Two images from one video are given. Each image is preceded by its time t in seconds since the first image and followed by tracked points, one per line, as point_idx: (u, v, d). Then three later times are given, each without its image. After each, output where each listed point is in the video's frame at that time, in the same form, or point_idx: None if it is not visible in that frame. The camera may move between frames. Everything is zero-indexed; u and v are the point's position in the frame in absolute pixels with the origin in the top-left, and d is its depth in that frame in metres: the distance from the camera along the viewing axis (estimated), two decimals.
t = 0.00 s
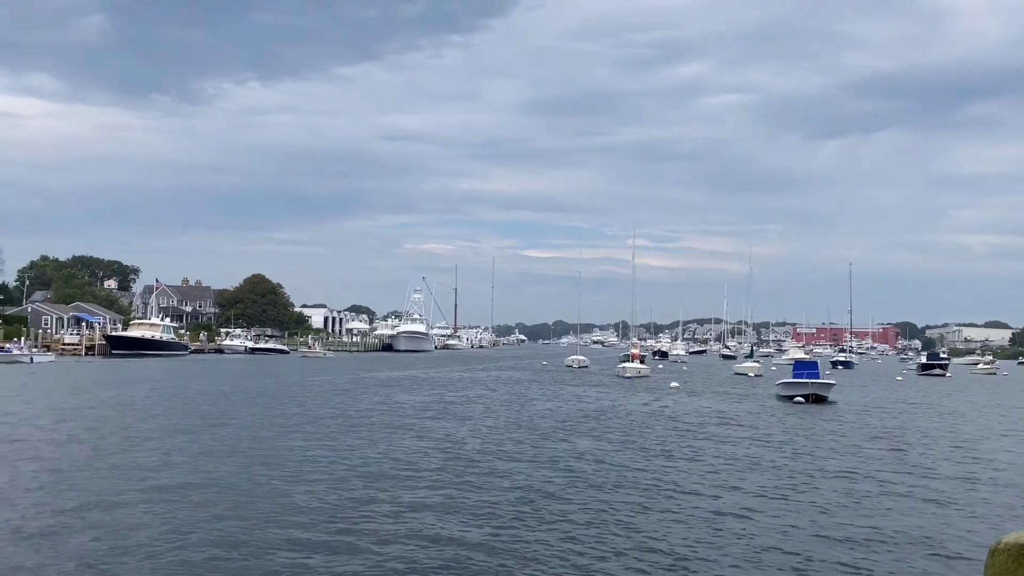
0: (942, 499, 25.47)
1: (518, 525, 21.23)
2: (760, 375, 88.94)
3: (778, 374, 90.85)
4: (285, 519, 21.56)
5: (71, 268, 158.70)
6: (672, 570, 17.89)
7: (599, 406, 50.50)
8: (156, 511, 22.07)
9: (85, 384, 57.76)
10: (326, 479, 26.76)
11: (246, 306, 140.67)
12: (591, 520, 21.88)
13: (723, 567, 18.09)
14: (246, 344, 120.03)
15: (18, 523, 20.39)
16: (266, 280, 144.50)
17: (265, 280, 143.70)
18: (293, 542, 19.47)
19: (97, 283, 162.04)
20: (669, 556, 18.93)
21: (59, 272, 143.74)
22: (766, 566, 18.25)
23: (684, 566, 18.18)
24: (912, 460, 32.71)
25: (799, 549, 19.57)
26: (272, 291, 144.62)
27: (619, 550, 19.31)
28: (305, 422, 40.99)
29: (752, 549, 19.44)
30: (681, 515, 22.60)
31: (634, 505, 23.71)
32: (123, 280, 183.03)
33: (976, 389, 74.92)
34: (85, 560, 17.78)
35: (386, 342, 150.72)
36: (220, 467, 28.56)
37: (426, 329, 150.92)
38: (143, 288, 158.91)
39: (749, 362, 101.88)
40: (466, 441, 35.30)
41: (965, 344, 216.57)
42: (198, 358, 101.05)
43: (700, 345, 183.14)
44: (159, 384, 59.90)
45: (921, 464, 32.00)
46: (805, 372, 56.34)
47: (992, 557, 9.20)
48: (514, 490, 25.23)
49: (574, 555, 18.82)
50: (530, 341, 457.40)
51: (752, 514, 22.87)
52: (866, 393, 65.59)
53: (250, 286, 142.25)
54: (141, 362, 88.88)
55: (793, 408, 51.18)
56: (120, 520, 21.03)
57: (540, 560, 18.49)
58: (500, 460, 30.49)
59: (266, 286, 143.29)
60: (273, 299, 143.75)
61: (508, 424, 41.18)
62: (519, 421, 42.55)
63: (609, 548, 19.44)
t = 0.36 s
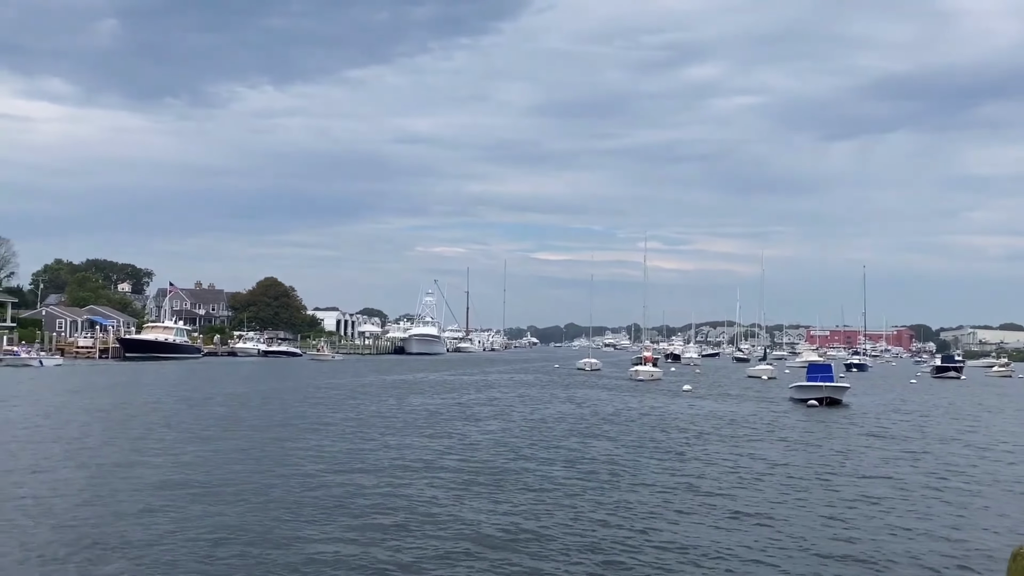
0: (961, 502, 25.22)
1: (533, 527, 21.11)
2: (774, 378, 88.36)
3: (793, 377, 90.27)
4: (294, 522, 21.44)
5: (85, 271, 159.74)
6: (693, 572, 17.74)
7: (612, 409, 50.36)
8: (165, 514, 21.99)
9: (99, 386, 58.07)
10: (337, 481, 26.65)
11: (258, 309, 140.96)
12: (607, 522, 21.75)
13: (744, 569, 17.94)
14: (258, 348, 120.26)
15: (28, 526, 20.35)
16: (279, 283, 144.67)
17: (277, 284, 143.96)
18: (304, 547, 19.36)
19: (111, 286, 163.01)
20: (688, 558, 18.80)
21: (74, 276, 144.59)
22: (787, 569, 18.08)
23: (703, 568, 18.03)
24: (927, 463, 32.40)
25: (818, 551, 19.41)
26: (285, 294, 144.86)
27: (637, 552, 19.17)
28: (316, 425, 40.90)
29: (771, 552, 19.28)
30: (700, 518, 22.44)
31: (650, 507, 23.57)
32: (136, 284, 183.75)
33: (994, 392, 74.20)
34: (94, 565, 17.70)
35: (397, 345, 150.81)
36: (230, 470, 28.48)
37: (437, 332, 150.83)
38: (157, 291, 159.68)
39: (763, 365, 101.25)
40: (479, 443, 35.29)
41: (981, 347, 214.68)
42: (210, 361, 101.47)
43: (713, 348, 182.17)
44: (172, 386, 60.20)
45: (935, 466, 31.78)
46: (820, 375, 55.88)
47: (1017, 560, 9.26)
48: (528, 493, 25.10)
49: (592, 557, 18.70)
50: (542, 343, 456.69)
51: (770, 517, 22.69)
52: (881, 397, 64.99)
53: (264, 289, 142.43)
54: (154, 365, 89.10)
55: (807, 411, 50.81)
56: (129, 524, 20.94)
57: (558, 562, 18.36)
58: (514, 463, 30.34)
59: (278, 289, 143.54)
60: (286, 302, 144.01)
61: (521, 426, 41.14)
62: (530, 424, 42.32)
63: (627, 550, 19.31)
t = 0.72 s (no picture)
0: (971, 502, 25.42)
1: (547, 528, 21.40)
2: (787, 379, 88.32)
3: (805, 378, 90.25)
4: (306, 523, 21.72)
5: (99, 273, 161.21)
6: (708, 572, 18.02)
7: (625, 410, 50.63)
8: (178, 516, 22.32)
9: (114, 388, 58.76)
10: (349, 483, 26.94)
11: (272, 310, 141.75)
12: (622, 522, 22.04)
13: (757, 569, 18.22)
14: (271, 349, 120.97)
15: (43, 528, 20.70)
16: (292, 284, 145.44)
17: (291, 285, 144.77)
18: (317, 548, 19.61)
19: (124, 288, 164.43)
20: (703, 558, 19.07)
21: (88, 278, 145.94)
22: (804, 568, 18.39)
23: (719, 569, 18.29)
24: (938, 464, 32.51)
25: (832, 551, 19.67)
26: (298, 296, 145.62)
27: (652, 552, 19.46)
28: (328, 426, 41.24)
29: (785, 552, 19.55)
30: (714, 518, 22.74)
31: (664, 508, 23.87)
32: (150, 285, 185.15)
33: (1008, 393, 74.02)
34: (107, 566, 17.99)
35: (409, 346, 151.27)
36: (241, 471, 28.81)
37: (450, 333, 151.23)
38: (171, 293, 160.91)
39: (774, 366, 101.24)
40: (494, 444, 35.69)
41: (996, 347, 213.55)
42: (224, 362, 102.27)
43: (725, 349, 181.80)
44: (187, 388, 60.83)
45: (948, 466, 31.99)
46: (833, 376, 55.92)
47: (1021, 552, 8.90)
48: (542, 494, 25.41)
49: (607, 558, 18.97)
50: (555, 344, 456.70)
51: (784, 517, 22.95)
52: (894, 398, 64.84)
53: (277, 290, 143.23)
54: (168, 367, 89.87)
55: (820, 412, 50.94)
56: (142, 525, 21.28)
57: (573, 562, 18.65)
58: (527, 464, 30.64)
59: (292, 291, 144.32)
60: (299, 303, 144.76)
61: (535, 427, 41.55)
62: (541, 425, 42.53)
63: (642, 550, 19.60)
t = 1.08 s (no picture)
0: (982, 502, 25.53)
1: (561, 529, 21.57)
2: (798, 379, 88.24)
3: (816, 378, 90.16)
4: (316, 525, 21.88)
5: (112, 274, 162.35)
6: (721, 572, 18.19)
7: (636, 410, 50.84)
8: (189, 517, 22.51)
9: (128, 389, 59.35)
10: (360, 484, 27.12)
11: (284, 311, 142.54)
12: (636, 523, 22.23)
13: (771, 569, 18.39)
14: (282, 349, 121.67)
15: (57, 530, 20.91)
16: (303, 285, 146.11)
17: (302, 286, 145.56)
18: (327, 549, 19.72)
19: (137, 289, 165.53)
20: (721, 558, 19.23)
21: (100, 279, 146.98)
22: (816, 567, 18.60)
23: (731, 568, 18.52)
24: (950, 464, 32.51)
25: (846, 552, 19.83)
26: (309, 296, 146.27)
27: (666, 552, 19.67)
28: (342, 426, 41.64)
29: (797, 552, 19.74)
30: (727, 518, 22.97)
31: (678, 508, 24.08)
32: (162, 286, 186.36)
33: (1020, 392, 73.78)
34: (119, 567, 18.16)
35: (419, 346, 151.72)
36: (253, 471, 29.07)
37: (461, 333, 151.71)
38: (182, 294, 161.91)
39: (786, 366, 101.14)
40: (507, 444, 36.01)
41: (1010, 347, 212.35)
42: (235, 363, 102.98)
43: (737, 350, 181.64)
44: (200, 389, 61.40)
45: (958, 467, 32.03)
46: (844, 376, 55.94)
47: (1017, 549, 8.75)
48: (556, 494, 25.65)
49: (621, 558, 19.18)
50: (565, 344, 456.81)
51: (797, 517, 23.15)
52: (904, 398, 64.87)
53: (288, 290, 143.95)
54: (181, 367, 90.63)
55: (831, 412, 51.01)
56: (154, 526, 21.46)
57: (585, 562, 18.84)
58: (541, 464, 30.88)
59: (303, 291, 145.09)
60: (310, 304, 145.37)
61: (547, 427, 41.84)
62: (550, 425, 42.75)
63: (656, 550, 19.80)
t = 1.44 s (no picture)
0: (989, 503, 25.48)
1: (571, 528, 21.69)
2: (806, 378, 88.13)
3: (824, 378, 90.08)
4: (325, 525, 21.95)
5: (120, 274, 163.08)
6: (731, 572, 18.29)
7: (643, 410, 50.89)
8: (198, 517, 22.59)
9: (135, 389, 59.69)
10: (364, 484, 27.18)
11: (291, 310, 143.03)
12: (642, 523, 22.28)
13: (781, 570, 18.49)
14: (290, 349, 122.08)
15: (68, 531, 21.04)
16: (310, 285, 146.58)
17: (309, 285, 146.05)
18: (336, 550, 19.80)
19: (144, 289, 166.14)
20: (730, 557, 19.35)
21: (109, 279, 147.71)
22: (822, 568, 18.65)
23: (737, 568, 18.59)
24: (957, 464, 32.41)
25: (855, 552, 19.90)
26: (317, 296, 146.73)
27: (672, 552, 19.76)
28: (349, 426, 41.80)
29: (806, 552, 19.85)
30: (737, 518, 23.09)
31: (687, 508, 24.23)
32: (170, 287, 187.16)
33: None
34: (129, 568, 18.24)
35: (427, 346, 152.01)
36: (261, 472, 29.18)
37: (468, 333, 151.91)
38: (190, 294, 162.49)
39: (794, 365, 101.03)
40: (515, 444, 36.06)
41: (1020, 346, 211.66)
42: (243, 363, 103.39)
43: (744, 349, 181.48)
44: (207, 389, 61.74)
45: (966, 467, 31.92)
46: (853, 376, 55.90)
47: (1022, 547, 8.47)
48: (566, 494, 25.82)
49: (631, 557, 19.31)
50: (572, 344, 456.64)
51: (806, 516, 23.24)
52: (911, 397, 64.76)
53: (295, 290, 144.46)
54: (189, 366, 91.09)
55: (839, 412, 51.01)
56: (164, 527, 21.55)
57: (595, 562, 18.97)
58: (551, 464, 31.03)
59: (310, 291, 145.57)
60: (317, 304, 145.83)
61: (554, 427, 41.89)
62: (558, 425, 42.79)
63: (665, 550, 19.94)
